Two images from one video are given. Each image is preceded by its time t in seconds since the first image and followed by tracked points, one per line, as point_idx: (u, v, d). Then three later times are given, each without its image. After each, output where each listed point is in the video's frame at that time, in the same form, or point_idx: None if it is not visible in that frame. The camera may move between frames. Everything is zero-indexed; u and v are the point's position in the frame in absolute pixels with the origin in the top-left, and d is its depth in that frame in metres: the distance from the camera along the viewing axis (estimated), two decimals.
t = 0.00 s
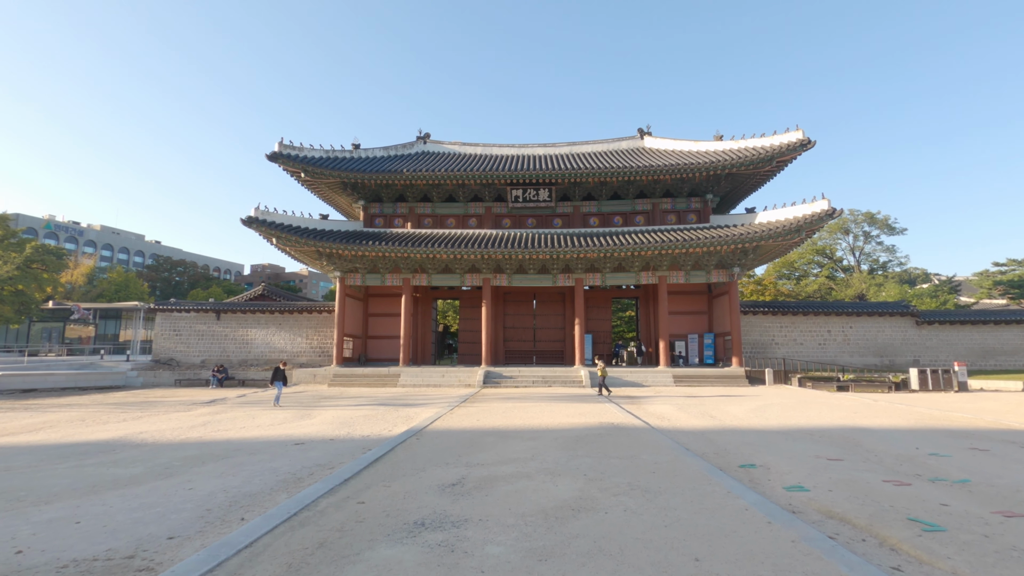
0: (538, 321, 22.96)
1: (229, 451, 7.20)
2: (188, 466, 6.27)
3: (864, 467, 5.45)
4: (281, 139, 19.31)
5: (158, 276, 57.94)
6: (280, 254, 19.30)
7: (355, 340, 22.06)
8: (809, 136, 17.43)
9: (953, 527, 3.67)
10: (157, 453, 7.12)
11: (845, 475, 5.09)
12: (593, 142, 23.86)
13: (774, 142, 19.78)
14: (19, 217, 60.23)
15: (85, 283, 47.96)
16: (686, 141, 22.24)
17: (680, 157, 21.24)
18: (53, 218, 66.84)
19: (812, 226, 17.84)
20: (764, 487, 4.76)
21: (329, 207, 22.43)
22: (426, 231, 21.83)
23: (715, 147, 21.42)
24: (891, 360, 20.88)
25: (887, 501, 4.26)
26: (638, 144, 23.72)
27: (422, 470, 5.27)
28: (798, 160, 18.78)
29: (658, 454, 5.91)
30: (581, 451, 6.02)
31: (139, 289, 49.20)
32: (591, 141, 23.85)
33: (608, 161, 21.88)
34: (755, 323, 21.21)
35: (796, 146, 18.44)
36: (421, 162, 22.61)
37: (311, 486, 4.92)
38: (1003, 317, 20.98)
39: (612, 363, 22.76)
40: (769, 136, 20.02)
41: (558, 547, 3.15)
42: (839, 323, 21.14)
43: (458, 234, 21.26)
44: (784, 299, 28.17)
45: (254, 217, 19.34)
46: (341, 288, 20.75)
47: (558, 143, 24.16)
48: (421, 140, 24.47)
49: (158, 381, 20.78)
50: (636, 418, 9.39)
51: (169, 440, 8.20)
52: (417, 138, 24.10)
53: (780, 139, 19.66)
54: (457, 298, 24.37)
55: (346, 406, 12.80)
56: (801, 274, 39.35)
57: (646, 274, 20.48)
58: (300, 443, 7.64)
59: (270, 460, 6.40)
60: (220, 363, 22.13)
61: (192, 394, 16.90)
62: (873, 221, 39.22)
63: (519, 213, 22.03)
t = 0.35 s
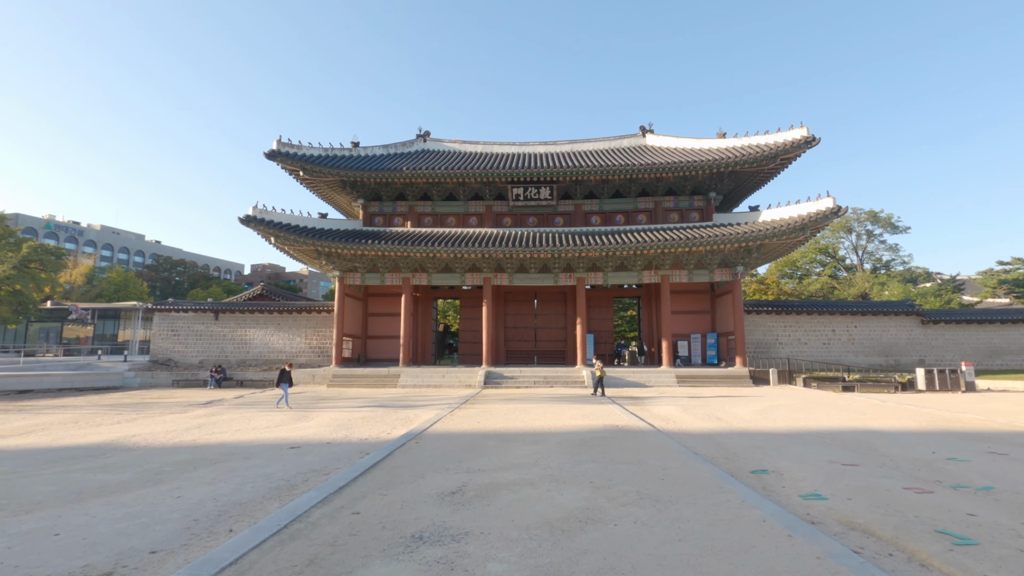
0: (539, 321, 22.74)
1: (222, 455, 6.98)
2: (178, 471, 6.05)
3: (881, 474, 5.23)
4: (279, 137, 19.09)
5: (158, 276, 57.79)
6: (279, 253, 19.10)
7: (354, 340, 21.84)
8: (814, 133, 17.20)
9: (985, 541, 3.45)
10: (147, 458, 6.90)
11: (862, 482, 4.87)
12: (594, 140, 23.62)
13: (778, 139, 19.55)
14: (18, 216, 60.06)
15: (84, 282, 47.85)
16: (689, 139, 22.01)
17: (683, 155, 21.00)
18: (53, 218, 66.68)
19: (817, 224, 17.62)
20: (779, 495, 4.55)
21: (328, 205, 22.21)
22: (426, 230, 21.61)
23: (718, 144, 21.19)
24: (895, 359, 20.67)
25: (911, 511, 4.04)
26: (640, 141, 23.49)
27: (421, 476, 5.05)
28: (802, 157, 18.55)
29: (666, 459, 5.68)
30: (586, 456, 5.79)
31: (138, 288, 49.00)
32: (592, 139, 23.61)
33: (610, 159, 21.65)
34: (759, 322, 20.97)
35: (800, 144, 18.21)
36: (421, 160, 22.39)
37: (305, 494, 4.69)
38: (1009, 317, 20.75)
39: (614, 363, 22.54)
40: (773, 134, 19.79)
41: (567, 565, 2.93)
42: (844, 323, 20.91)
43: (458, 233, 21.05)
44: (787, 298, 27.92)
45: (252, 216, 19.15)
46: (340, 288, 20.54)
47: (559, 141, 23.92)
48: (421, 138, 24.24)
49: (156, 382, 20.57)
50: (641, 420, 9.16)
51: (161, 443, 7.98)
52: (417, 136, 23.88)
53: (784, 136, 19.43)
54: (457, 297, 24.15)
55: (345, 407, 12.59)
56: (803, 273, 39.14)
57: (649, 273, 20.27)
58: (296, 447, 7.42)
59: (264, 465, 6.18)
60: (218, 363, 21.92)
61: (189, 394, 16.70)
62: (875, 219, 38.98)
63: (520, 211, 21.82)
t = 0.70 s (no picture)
0: (540, 320, 22.48)
1: (211, 459, 6.73)
2: (163, 476, 5.80)
3: (899, 478, 4.98)
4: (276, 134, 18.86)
5: (157, 275, 57.59)
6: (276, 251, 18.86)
7: (352, 339, 21.60)
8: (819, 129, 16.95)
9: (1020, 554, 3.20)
10: (133, 461, 6.66)
11: (880, 487, 4.62)
12: (595, 137, 23.37)
13: (782, 135, 19.28)
14: (18, 216, 59.91)
15: (82, 282, 47.67)
16: (692, 135, 21.74)
17: (685, 151, 20.74)
18: (53, 218, 66.53)
19: (821, 221, 17.36)
20: (793, 502, 4.30)
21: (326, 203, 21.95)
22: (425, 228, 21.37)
23: (720, 140, 20.92)
24: (900, 358, 20.41)
25: (936, 520, 3.78)
26: (642, 138, 23.22)
27: (415, 482, 4.81)
28: (806, 153, 18.29)
29: (671, 463, 5.44)
30: (588, 460, 5.53)
31: (137, 288, 48.78)
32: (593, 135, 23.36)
33: (611, 156, 21.39)
34: (762, 321, 20.71)
35: (804, 140, 17.95)
36: (419, 158, 22.13)
37: (292, 501, 4.44)
38: (1016, 315, 20.48)
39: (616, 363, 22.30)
40: (777, 130, 19.53)
41: None
42: (848, 321, 20.65)
43: (458, 231, 20.80)
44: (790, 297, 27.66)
45: (249, 213, 18.91)
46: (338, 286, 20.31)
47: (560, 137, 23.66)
48: (420, 135, 23.99)
49: (152, 382, 20.34)
50: (644, 421, 8.92)
51: (149, 445, 7.74)
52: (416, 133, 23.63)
53: (787, 132, 19.17)
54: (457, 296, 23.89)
55: (342, 408, 12.36)
56: (805, 271, 38.89)
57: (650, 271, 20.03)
58: (288, 449, 7.18)
59: (253, 469, 5.93)
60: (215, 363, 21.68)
61: (185, 395, 16.47)
62: (879, 217, 38.69)
63: (520, 209, 21.56)
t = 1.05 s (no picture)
0: (541, 320, 22.25)
1: (200, 463, 6.49)
2: (147, 481, 5.56)
3: (918, 486, 4.74)
4: (274, 131, 18.65)
5: (156, 274, 57.34)
6: (273, 250, 18.64)
7: (351, 339, 21.38)
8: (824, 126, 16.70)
9: None
10: (119, 465, 6.43)
11: (899, 497, 4.37)
12: (597, 135, 23.11)
13: (786, 133, 19.03)
14: (17, 215, 59.73)
15: (81, 281, 47.53)
16: (694, 133, 21.49)
17: (688, 149, 20.49)
18: (53, 217, 66.34)
19: (826, 220, 17.12)
20: (808, 512, 4.05)
21: (324, 201, 21.73)
22: (425, 226, 21.13)
23: (723, 139, 20.67)
24: (906, 359, 20.16)
25: (966, 535, 3.52)
26: (644, 136, 22.97)
27: (409, 489, 4.56)
28: (811, 151, 18.04)
29: (678, 469, 5.19)
30: (592, 466, 5.28)
31: (136, 287, 48.52)
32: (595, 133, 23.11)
33: (613, 154, 21.14)
34: (765, 321, 20.46)
35: (809, 137, 17.71)
36: (419, 156, 21.89)
37: (278, 510, 4.19)
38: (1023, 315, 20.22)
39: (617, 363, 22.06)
40: (781, 127, 19.28)
41: None
42: (853, 322, 20.38)
43: (457, 230, 20.56)
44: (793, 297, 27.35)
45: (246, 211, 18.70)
46: (336, 286, 20.10)
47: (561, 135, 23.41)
48: (419, 133, 23.75)
49: (148, 382, 20.11)
50: (648, 424, 8.68)
51: (137, 448, 7.51)
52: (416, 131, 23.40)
53: (792, 130, 18.93)
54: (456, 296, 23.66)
55: (339, 409, 12.13)
56: (808, 271, 38.66)
57: (652, 270, 19.77)
58: (280, 453, 6.95)
59: (242, 475, 5.69)
60: (212, 363, 21.46)
61: (180, 395, 16.28)
62: (882, 217, 38.44)
63: (521, 207, 21.32)
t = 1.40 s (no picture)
0: (541, 319, 21.98)
1: (187, 467, 6.23)
2: (128, 487, 5.29)
3: (942, 494, 4.47)
4: (271, 127, 18.38)
5: (154, 274, 57.06)
6: (270, 248, 18.38)
7: (349, 338, 21.14)
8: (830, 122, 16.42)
9: None
10: (103, 469, 6.17)
11: (924, 506, 4.10)
12: (598, 132, 22.83)
13: (791, 129, 18.74)
14: (16, 215, 59.57)
15: (79, 279, 47.28)
16: (697, 130, 21.20)
17: (690, 146, 20.20)
18: (52, 216, 66.14)
19: (831, 218, 16.84)
20: (828, 523, 3.79)
21: (322, 199, 21.45)
22: (424, 224, 20.86)
23: (726, 135, 20.39)
24: (911, 359, 19.90)
25: (1004, 551, 3.24)
26: (645, 133, 22.68)
27: (403, 498, 4.30)
28: (816, 148, 17.76)
29: (687, 475, 4.92)
30: (596, 472, 5.00)
31: (134, 286, 48.27)
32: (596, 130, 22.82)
33: (614, 151, 20.86)
34: (769, 320, 20.19)
35: (814, 134, 17.43)
36: (418, 153, 21.60)
37: (262, 521, 3.92)
38: None
39: (619, 363, 21.80)
40: (785, 124, 19.00)
41: None
42: (857, 321, 20.11)
43: (457, 228, 20.29)
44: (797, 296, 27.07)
45: (242, 209, 18.44)
46: (334, 284, 19.84)
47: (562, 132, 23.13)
48: (418, 130, 23.45)
49: (143, 382, 19.86)
50: (651, 426, 8.41)
51: (124, 452, 7.25)
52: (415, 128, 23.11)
53: (796, 126, 18.65)
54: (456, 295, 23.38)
55: (335, 410, 11.87)
56: (810, 270, 38.43)
57: (655, 269, 19.49)
58: (271, 457, 6.69)
59: (228, 481, 5.41)
60: (209, 362, 21.20)
61: (175, 395, 16.04)
62: (885, 216, 38.16)
63: (521, 205, 21.05)
